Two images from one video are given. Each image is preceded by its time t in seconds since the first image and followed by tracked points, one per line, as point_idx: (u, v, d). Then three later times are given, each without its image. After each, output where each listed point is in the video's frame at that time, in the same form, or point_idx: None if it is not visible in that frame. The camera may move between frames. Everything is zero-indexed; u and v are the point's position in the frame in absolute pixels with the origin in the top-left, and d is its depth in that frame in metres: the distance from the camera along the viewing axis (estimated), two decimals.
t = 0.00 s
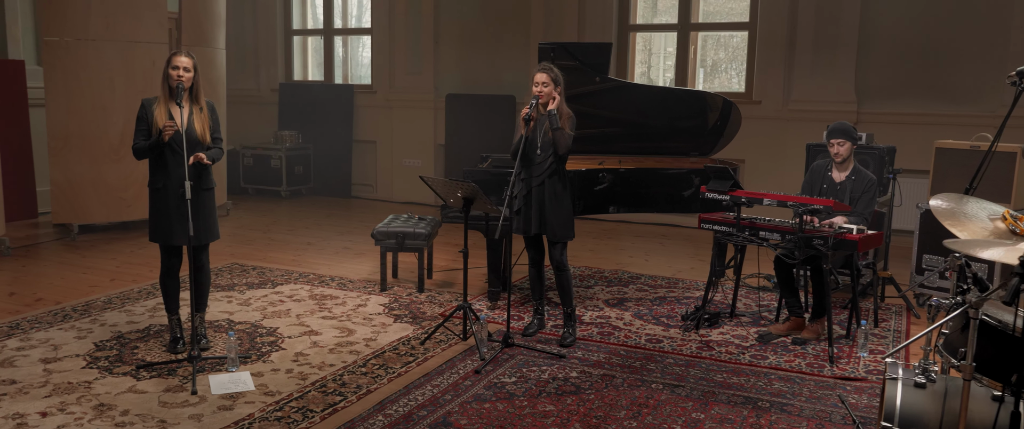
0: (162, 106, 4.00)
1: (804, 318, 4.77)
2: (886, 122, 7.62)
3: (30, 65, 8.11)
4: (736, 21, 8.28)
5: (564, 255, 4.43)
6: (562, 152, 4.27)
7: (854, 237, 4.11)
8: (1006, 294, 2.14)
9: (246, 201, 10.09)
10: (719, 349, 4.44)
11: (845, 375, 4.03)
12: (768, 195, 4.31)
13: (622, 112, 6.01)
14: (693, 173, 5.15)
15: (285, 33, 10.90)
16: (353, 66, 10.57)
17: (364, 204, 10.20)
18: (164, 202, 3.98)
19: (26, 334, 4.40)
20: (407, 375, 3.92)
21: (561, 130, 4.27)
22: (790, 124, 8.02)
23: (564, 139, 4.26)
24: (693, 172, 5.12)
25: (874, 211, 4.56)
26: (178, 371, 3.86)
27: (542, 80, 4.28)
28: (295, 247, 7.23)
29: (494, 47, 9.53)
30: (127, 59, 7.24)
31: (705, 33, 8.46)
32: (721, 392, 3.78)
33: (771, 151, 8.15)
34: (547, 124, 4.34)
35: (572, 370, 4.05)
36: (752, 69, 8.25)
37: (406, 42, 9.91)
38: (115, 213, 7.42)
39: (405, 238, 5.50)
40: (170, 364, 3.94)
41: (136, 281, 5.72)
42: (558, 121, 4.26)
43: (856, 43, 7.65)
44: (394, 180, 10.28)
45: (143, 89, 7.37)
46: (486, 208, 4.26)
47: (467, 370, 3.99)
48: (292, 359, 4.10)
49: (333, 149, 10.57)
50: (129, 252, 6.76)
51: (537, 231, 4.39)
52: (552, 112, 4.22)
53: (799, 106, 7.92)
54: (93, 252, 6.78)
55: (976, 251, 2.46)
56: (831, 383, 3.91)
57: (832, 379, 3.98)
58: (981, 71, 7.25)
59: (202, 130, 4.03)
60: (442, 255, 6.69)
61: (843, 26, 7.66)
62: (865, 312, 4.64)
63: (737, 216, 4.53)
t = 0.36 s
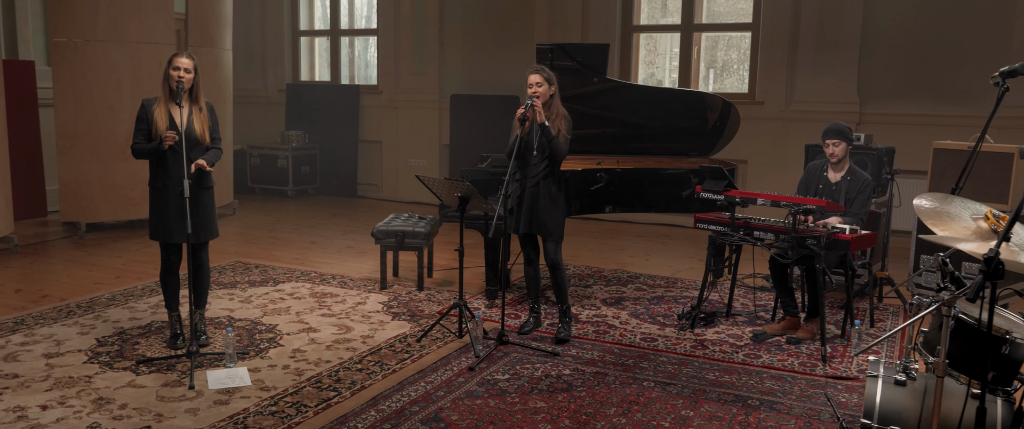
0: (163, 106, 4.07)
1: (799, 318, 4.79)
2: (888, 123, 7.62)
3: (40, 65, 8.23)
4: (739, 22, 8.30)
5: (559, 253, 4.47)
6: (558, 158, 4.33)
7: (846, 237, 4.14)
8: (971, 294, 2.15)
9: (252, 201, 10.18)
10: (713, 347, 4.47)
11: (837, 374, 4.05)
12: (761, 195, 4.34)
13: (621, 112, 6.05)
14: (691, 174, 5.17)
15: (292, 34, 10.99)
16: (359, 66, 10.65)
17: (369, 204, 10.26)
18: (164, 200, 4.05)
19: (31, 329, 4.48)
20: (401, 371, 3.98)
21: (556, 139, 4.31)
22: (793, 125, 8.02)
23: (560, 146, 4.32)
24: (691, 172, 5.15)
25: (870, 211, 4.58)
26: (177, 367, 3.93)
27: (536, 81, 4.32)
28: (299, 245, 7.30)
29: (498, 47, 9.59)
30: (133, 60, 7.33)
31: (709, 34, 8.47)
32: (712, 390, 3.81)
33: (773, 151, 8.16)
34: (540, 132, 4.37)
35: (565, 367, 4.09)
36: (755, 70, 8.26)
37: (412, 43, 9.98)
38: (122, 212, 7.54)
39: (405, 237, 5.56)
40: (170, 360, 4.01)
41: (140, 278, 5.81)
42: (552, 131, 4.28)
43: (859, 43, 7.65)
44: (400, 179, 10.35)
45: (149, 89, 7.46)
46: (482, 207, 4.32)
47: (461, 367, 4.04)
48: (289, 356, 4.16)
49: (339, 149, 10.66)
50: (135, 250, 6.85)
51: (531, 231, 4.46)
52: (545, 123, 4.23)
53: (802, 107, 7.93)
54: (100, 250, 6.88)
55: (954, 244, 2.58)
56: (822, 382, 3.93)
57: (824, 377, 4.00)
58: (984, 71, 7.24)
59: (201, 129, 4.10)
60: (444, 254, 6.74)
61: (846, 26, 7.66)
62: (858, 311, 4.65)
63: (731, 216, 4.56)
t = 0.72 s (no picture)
0: (165, 106, 4.16)
1: (797, 318, 4.80)
2: (893, 124, 7.60)
3: (53, 66, 8.36)
4: (744, 22, 8.30)
5: (556, 252, 4.49)
6: (555, 149, 4.34)
7: (841, 237, 4.15)
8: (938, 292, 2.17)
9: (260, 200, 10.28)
10: (709, 346, 4.49)
11: (831, 374, 4.06)
12: (757, 195, 4.36)
13: (622, 113, 6.08)
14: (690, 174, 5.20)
15: (301, 35, 11.09)
16: (367, 67, 10.73)
17: (376, 204, 10.33)
18: (165, 199, 4.13)
19: (37, 325, 4.57)
20: (398, 368, 4.03)
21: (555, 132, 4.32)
22: (797, 126, 8.03)
23: (558, 139, 4.33)
24: (691, 172, 5.18)
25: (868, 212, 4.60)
26: (178, 362, 4.00)
27: (534, 81, 4.37)
28: (304, 244, 7.38)
29: (504, 48, 9.63)
30: (142, 60, 7.43)
31: (714, 35, 8.48)
32: (704, 388, 3.84)
33: (777, 152, 8.16)
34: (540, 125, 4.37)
35: (560, 365, 4.12)
36: (759, 71, 8.26)
37: (418, 43, 10.04)
38: (131, 211, 7.66)
39: (407, 236, 5.61)
40: (171, 355, 4.08)
41: (147, 276, 5.90)
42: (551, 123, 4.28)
43: (863, 43, 7.64)
44: (406, 179, 10.41)
45: (158, 89, 7.56)
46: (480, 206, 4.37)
47: (457, 364, 4.09)
48: (288, 352, 4.22)
49: (347, 149, 10.74)
50: (142, 249, 6.95)
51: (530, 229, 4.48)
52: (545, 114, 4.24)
53: (806, 108, 7.93)
54: (108, 248, 6.98)
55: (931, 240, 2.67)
56: (815, 381, 3.95)
57: (818, 377, 4.01)
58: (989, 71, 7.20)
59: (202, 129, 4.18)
60: (447, 253, 6.79)
61: (850, 26, 7.66)
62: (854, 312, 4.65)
63: (728, 216, 4.58)
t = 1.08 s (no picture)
0: (166, 107, 4.24)
1: (793, 317, 4.82)
2: (895, 124, 7.60)
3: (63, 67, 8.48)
4: (747, 23, 8.31)
5: (551, 251, 4.54)
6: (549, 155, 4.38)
7: (834, 237, 4.17)
8: (904, 287, 2.19)
9: (267, 200, 10.37)
10: (703, 345, 4.52)
11: (824, 373, 4.08)
12: (751, 194, 4.39)
13: (621, 113, 6.11)
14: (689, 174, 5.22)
15: (308, 36, 11.17)
16: (374, 68, 10.80)
17: (381, 203, 10.40)
18: (165, 197, 4.22)
19: (42, 321, 4.65)
20: (393, 364, 4.08)
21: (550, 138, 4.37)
22: (800, 127, 8.03)
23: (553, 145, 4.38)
24: (689, 172, 5.20)
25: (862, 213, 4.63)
26: (178, 358, 4.06)
27: (532, 82, 4.41)
28: (308, 243, 7.45)
29: (509, 48, 9.67)
30: (149, 61, 7.53)
31: (717, 35, 8.50)
32: (696, 386, 3.87)
33: (780, 152, 8.17)
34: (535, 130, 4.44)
35: (554, 363, 4.17)
36: (762, 71, 8.27)
37: (424, 44, 10.11)
38: (138, 210, 7.75)
39: (407, 235, 5.67)
40: (171, 351, 4.15)
41: (152, 274, 5.98)
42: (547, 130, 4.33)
43: (867, 43, 7.64)
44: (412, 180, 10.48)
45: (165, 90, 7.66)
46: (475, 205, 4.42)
47: (452, 361, 4.14)
48: (286, 348, 4.28)
49: (353, 149, 10.82)
50: (148, 247, 7.04)
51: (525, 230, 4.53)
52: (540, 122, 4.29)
53: (809, 108, 7.93)
54: (115, 246, 7.08)
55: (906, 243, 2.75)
56: (807, 380, 3.97)
57: (810, 375, 4.03)
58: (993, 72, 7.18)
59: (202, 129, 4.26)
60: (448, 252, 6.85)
61: (853, 27, 7.65)
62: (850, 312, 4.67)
63: (723, 216, 4.61)
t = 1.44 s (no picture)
0: (167, 107, 4.32)
1: (788, 316, 4.83)
2: (899, 125, 7.58)
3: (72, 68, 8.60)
4: (750, 24, 8.33)
5: (547, 249, 4.59)
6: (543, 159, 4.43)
7: (826, 236, 4.18)
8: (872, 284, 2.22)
9: (274, 199, 10.46)
10: (697, 343, 4.55)
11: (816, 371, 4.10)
12: (745, 193, 4.43)
13: (621, 113, 6.14)
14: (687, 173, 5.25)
15: (315, 36, 11.26)
16: (380, 68, 10.87)
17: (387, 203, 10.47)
18: (165, 196, 4.30)
19: (47, 317, 4.73)
20: (389, 361, 4.13)
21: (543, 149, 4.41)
22: (803, 127, 8.03)
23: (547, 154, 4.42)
24: (688, 171, 5.23)
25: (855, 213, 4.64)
26: (177, 353, 4.13)
27: (529, 82, 4.48)
28: (312, 242, 7.52)
29: (513, 48, 9.70)
30: (156, 62, 7.63)
31: (720, 36, 8.52)
32: (688, 383, 3.90)
33: (783, 152, 8.17)
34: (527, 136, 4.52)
35: (548, 360, 4.21)
36: (765, 71, 8.28)
37: (430, 44, 10.17)
38: (144, 209, 7.85)
39: (406, 233, 5.72)
40: (171, 347, 4.22)
41: (156, 271, 6.07)
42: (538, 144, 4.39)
43: (869, 43, 7.63)
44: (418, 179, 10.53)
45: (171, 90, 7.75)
46: (471, 203, 4.49)
47: (447, 358, 4.19)
48: (284, 345, 4.34)
49: (359, 149, 10.89)
50: (153, 245, 7.12)
51: (520, 228, 4.59)
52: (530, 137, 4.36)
53: (812, 108, 7.94)
54: (122, 245, 7.17)
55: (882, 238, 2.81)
56: (799, 378, 3.99)
57: (802, 374, 4.06)
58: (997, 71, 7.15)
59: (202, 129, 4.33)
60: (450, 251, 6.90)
61: (856, 27, 7.66)
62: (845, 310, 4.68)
63: (718, 215, 4.64)
